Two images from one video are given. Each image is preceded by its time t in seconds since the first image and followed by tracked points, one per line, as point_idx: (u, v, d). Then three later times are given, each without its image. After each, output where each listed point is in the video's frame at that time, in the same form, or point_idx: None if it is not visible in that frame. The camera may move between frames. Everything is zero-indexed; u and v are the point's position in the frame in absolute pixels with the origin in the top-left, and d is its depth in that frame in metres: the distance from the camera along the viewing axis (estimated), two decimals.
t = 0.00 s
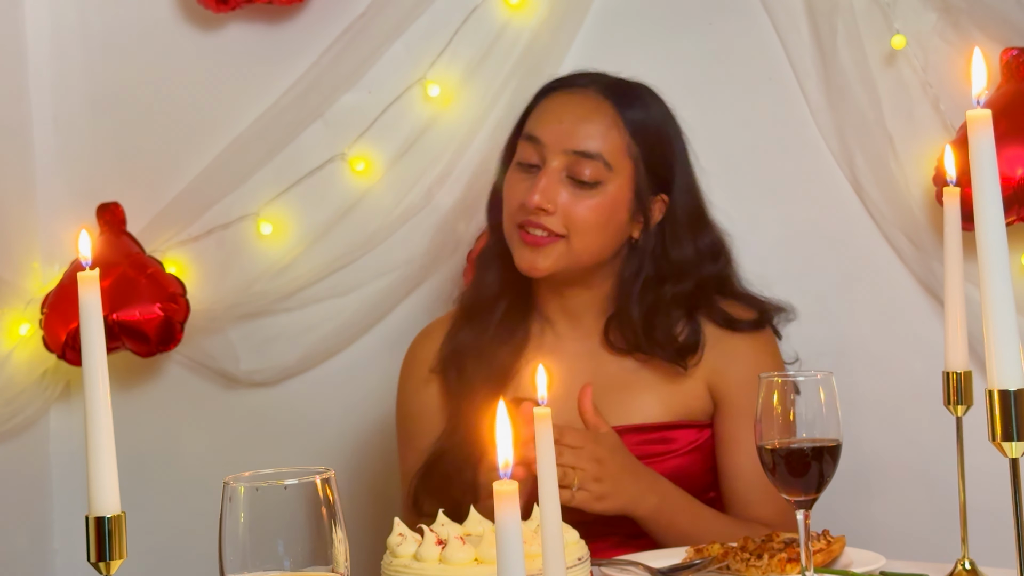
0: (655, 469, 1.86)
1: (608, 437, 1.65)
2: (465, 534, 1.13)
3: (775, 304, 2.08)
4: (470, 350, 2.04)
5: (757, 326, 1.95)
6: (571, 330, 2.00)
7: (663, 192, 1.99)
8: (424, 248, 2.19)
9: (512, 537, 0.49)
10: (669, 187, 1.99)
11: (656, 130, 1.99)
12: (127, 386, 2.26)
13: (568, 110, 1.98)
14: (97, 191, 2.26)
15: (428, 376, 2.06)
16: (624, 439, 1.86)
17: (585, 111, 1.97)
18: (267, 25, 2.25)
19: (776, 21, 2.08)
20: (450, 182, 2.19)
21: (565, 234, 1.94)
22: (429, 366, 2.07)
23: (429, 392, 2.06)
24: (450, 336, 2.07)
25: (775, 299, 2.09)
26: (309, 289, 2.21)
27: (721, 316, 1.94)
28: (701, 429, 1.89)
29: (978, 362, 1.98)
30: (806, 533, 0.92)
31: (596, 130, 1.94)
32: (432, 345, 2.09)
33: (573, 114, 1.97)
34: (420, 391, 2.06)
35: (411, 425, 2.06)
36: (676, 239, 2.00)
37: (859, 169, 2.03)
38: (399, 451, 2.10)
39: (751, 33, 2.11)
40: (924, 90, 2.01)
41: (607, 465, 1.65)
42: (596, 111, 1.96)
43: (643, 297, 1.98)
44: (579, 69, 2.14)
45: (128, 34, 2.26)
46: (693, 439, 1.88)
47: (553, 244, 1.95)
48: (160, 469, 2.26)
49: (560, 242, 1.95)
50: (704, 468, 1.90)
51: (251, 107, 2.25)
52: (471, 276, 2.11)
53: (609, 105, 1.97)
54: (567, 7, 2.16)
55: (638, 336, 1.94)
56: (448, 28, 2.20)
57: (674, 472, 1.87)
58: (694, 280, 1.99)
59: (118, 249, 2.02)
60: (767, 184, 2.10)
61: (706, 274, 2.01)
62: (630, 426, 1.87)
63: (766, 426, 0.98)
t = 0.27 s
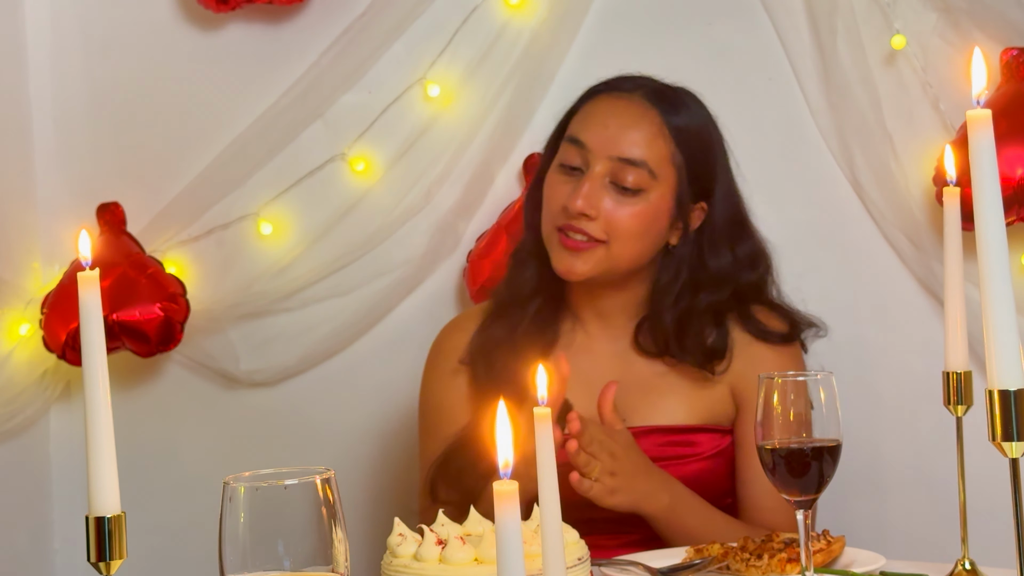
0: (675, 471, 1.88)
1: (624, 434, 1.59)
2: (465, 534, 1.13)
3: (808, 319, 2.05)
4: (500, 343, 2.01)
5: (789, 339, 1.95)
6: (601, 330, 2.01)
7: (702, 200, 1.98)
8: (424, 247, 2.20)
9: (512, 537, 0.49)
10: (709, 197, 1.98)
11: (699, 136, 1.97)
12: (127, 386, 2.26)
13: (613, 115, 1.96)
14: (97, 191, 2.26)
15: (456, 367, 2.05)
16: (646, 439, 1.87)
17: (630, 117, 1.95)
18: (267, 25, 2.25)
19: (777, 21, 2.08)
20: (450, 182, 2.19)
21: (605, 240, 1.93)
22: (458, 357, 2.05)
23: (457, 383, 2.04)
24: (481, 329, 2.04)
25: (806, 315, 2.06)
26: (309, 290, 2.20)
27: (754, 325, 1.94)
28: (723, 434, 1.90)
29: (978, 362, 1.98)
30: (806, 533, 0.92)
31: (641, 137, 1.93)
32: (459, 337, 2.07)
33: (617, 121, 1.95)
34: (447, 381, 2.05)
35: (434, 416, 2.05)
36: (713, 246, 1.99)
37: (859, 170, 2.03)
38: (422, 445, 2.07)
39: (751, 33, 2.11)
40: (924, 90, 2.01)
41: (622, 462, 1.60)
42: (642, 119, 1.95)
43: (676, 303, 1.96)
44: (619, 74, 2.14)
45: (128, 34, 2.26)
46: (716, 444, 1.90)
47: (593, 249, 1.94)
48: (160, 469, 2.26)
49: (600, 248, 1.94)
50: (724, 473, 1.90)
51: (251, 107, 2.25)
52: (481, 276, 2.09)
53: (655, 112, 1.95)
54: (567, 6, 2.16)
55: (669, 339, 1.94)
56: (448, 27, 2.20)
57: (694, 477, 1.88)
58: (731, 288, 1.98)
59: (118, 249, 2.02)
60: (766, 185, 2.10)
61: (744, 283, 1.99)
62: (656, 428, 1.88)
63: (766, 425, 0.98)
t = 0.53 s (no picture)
0: (695, 473, 1.93)
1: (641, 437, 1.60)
2: (465, 534, 1.13)
3: (829, 323, 2.06)
4: (529, 336, 2.14)
5: (815, 341, 2.03)
6: (630, 328, 2.11)
7: (719, 190, 2.05)
8: (424, 247, 2.20)
9: (512, 536, 0.49)
10: (729, 185, 2.06)
11: (713, 131, 2.07)
12: (127, 386, 2.26)
13: (622, 112, 2.06)
14: (97, 191, 2.26)
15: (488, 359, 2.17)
16: (671, 440, 1.94)
17: (637, 113, 2.05)
18: (267, 25, 2.25)
19: (777, 21, 2.08)
20: (450, 182, 2.19)
21: (612, 232, 2.05)
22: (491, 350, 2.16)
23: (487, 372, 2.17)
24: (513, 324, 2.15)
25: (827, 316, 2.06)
26: (309, 289, 2.21)
27: (784, 323, 2.03)
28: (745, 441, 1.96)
29: (978, 362, 1.99)
30: (806, 533, 0.92)
31: (648, 131, 2.03)
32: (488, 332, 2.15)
33: (620, 115, 2.06)
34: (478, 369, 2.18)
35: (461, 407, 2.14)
36: (739, 238, 2.07)
37: (859, 170, 2.03)
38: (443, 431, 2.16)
39: (750, 32, 2.11)
40: (923, 90, 2.01)
41: (635, 465, 1.60)
42: (648, 114, 2.04)
43: (707, 300, 2.06)
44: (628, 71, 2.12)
45: (128, 34, 2.26)
46: (737, 449, 1.96)
47: (601, 242, 2.07)
48: (160, 469, 2.26)
49: (608, 240, 2.06)
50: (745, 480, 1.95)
51: (251, 107, 2.25)
52: (482, 276, 2.11)
53: (663, 107, 2.05)
54: (567, 6, 2.16)
55: (703, 336, 2.04)
56: (448, 27, 2.20)
57: (711, 479, 1.94)
58: (761, 277, 2.06)
59: (119, 249, 2.03)
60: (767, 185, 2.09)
61: (773, 276, 2.06)
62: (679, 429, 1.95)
63: (767, 425, 0.98)
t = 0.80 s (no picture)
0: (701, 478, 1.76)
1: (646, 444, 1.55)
2: (465, 534, 1.13)
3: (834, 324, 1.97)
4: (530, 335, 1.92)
5: (821, 343, 1.83)
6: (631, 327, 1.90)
7: (713, 185, 1.85)
8: (425, 247, 2.20)
9: (512, 536, 0.49)
10: (721, 181, 1.85)
11: (708, 118, 1.85)
12: (127, 386, 2.26)
13: (611, 95, 1.88)
14: (97, 191, 2.26)
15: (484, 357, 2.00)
16: (676, 443, 1.77)
17: (629, 95, 1.86)
18: (267, 26, 2.25)
19: (776, 21, 2.08)
20: (450, 182, 2.20)
21: (599, 213, 1.79)
22: (487, 346, 2.00)
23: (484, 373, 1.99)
24: (513, 319, 1.96)
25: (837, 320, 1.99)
26: (308, 290, 2.20)
27: (785, 320, 1.84)
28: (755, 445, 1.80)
29: (978, 362, 1.99)
30: (805, 533, 0.92)
31: (640, 113, 1.82)
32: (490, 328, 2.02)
33: (614, 100, 1.86)
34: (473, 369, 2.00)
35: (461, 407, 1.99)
36: (732, 231, 1.87)
37: (859, 171, 2.03)
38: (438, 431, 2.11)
39: (750, 34, 2.12)
40: (923, 90, 2.01)
41: (640, 471, 1.54)
42: (640, 96, 1.85)
43: (708, 298, 1.84)
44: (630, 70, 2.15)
45: (128, 34, 2.26)
46: (745, 454, 1.78)
47: (587, 224, 1.79)
48: (160, 469, 2.26)
49: (595, 223, 1.79)
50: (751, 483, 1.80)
51: (251, 107, 2.25)
52: (482, 277, 2.07)
53: (655, 91, 1.85)
54: (567, 6, 2.16)
55: (707, 333, 1.81)
56: (448, 28, 2.20)
57: (716, 485, 1.77)
58: (759, 270, 1.88)
59: (118, 249, 2.02)
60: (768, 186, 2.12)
61: (774, 269, 1.89)
62: (684, 432, 1.78)
63: (767, 426, 0.98)
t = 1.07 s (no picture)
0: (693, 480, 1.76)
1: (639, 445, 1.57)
2: (465, 534, 1.13)
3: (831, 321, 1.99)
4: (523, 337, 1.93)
5: (815, 339, 1.83)
6: (625, 329, 1.90)
7: (698, 185, 1.84)
8: (424, 247, 2.21)
9: (512, 535, 0.49)
10: (707, 180, 1.84)
11: (690, 119, 1.82)
12: (127, 386, 2.26)
13: (589, 103, 1.85)
14: (98, 191, 2.26)
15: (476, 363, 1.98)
16: (668, 446, 1.77)
17: (608, 101, 1.83)
18: (267, 26, 2.25)
19: (776, 21, 2.09)
20: (450, 182, 2.20)
21: (585, 225, 1.77)
22: (478, 351, 1.99)
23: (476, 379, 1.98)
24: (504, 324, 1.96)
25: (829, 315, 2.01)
26: (308, 290, 2.20)
27: (778, 318, 1.84)
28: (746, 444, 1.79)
29: (978, 362, 1.99)
30: (805, 533, 0.92)
31: (619, 120, 1.79)
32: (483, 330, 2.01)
33: (592, 108, 1.83)
34: (465, 376, 1.98)
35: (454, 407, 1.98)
36: (721, 232, 1.86)
37: (859, 170, 2.03)
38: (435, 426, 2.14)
39: (750, 34, 2.13)
40: (923, 90, 2.01)
41: (633, 473, 1.55)
42: (618, 102, 1.82)
43: (699, 298, 1.83)
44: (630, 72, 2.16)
45: (128, 34, 2.26)
46: (739, 454, 1.78)
47: (575, 237, 1.77)
48: (160, 469, 2.26)
49: (582, 235, 1.77)
50: (746, 482, 1.80)
51: (252, 107, 2.25)
52: (482, 276, 2.07)
53: (633, 96, 1.82)
54: (567, 6, 2.16)
55: (699, 334, 1.81)
56: (448, 28, 2.20)
57: (711, 486, 1.77)
58: (750, 269, 1.87)
59: (119, 249, 2.03)
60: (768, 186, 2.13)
61: (763, 266, 1.89)
62: (676, 433, 1.77)
63: (766, 427, 0.98)
